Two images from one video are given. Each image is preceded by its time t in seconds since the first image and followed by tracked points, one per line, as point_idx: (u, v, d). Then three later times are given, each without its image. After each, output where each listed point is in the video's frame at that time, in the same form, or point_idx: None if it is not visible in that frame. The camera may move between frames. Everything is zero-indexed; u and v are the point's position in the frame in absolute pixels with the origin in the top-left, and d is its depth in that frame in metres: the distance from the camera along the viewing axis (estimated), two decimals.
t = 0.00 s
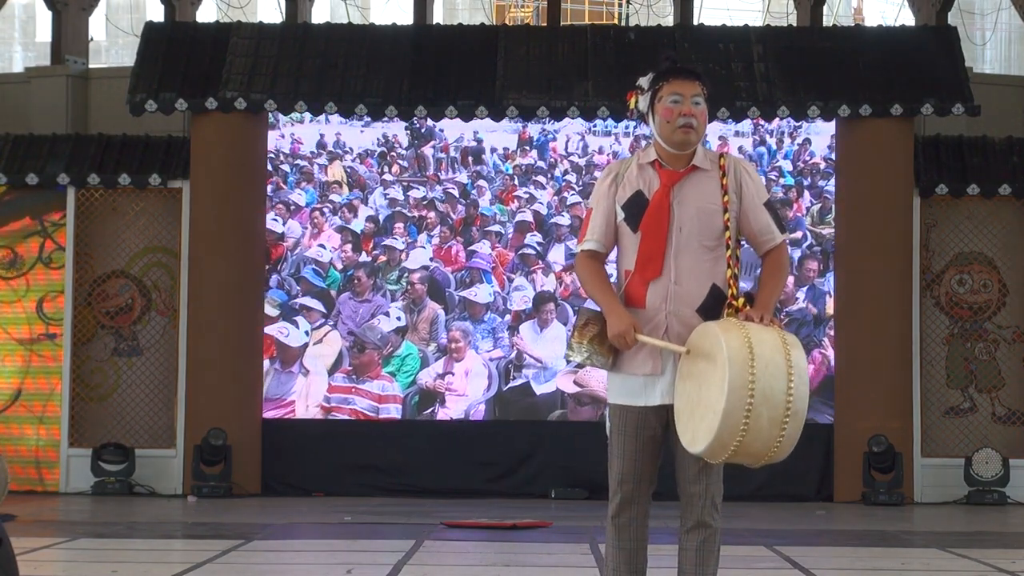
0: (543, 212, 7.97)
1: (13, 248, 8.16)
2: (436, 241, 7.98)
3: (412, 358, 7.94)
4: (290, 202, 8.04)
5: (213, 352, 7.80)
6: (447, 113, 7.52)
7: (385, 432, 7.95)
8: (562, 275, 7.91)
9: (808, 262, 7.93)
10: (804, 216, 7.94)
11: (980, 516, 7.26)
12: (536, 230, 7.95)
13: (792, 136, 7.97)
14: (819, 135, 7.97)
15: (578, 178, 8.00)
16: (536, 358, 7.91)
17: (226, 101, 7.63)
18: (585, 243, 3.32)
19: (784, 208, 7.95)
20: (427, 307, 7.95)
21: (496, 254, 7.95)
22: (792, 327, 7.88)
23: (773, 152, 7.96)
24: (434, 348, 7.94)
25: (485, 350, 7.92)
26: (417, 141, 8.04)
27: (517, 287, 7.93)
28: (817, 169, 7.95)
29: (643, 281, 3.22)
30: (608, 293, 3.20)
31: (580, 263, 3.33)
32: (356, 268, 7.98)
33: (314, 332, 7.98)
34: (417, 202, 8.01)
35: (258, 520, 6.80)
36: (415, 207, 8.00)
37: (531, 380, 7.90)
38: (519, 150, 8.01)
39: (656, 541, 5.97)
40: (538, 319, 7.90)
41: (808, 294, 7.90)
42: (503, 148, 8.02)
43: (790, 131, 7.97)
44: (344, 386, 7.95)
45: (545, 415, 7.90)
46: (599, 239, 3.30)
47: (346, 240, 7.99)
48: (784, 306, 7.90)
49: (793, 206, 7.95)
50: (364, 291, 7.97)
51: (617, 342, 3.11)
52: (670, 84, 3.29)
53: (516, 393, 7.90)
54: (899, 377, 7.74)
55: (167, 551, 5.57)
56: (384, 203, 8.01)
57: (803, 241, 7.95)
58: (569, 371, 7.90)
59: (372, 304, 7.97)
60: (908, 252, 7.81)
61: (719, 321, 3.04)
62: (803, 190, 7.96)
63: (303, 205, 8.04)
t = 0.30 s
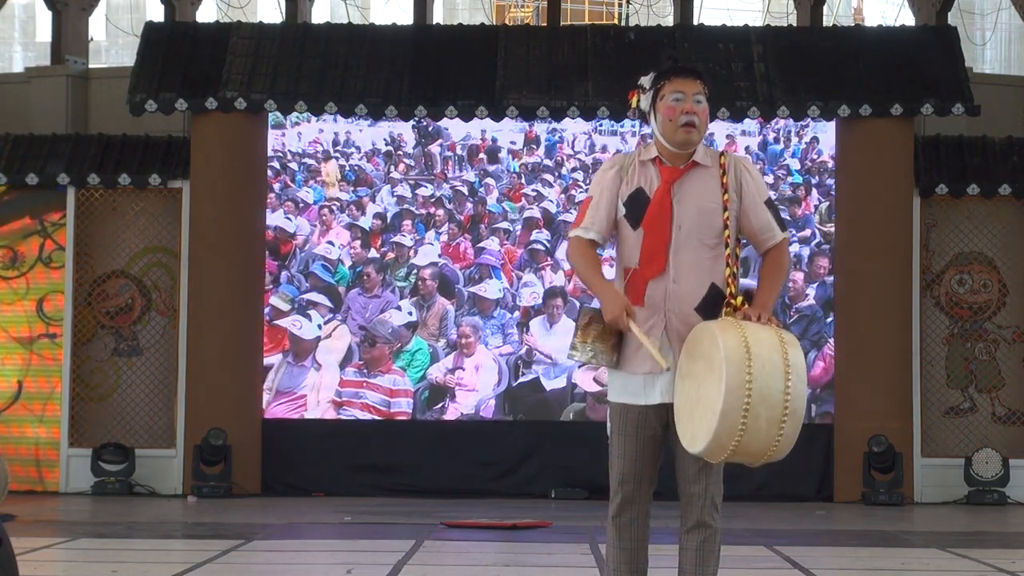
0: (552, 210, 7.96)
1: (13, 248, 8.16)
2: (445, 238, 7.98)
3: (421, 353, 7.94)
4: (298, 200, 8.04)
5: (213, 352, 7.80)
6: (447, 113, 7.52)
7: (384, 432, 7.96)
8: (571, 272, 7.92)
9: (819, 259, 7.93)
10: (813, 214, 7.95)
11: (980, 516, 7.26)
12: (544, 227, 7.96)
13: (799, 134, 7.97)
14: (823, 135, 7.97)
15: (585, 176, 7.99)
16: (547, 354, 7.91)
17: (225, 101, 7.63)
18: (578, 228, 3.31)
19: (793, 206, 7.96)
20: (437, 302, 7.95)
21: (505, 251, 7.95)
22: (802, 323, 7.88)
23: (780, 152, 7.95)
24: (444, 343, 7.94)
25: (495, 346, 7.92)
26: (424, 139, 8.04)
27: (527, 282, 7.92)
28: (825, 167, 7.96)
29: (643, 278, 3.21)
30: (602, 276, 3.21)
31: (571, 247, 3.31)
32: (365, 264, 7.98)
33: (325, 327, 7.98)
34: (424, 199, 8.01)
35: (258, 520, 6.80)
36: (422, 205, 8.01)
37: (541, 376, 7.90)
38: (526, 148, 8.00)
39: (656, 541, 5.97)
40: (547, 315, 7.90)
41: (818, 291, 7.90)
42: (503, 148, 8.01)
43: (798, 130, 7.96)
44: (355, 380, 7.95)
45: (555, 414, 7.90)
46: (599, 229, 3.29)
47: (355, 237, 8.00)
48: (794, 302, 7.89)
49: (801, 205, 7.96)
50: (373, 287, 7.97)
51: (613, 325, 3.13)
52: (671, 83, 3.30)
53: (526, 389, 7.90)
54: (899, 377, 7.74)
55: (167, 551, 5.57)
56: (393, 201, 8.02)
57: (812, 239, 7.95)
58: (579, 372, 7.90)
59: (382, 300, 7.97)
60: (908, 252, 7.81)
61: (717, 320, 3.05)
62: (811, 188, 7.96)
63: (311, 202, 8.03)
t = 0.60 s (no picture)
0: (561, 207, 7.95)
1: (12, 248, 8.15)
2: (453, 236, 7.97)
3: (433, 349, 7.93)
4: (308, 197, 8.03)
5: (214, 352, 7.80)
6: (447, 113, 7.52)
7: (385, 432, 7.96)
8: (581, 269, 7.90)
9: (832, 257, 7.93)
10: (822, 212, 7.95)
11: (980, 516, 7.26)
12: (553, 224, 7.94)
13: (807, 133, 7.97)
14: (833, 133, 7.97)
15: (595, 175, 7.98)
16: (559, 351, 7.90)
17: (226, 101, 7.63)
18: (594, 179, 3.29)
19: (802, 203, 7.96)
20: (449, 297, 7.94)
21: (515, 248, 7.94)
22: (814, 321, 7.90)
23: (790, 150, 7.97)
24: (455, 339, 7.93)
25: (507, 342, 7.91)
26: (432, 138, 8.05)
27: (538, 277, 7.91)
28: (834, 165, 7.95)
29: (645, 278, 3.23)
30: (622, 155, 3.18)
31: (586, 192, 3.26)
32: (376, 261, 7.97)
33: (337, 322, 7.96)
34: (434, 196, 8.00)
35: (258, 520, 6.80)
36: (432, 202, 8.00)
37: (551, 373, 7.89)
38: (533, 147, 8.00)
39: (657, 541, 5.97)
40: (558, 311, 7.89)
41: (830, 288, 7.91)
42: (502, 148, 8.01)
43: (806, 129, 7.97)
44: (368, 375, 7.95)
45: (567, 412, 7.89)
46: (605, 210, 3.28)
47: (365, 234, 7.98)
48: (806, 299, 7.90)
49: (810, 203, 7.96)
50: (384, 283, 7.96)
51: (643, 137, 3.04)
52: (671, 78, 3.24)
53: (538, 385, 7.89)
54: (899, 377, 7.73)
55: (166, 551, 5.57)
56: (402, 198, 8.01)
57: (822, 237, 7.95)
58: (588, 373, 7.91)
59: (392, 296, 7.96)
60: (908, 252, 7.81)
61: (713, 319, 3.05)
62: (821, 186, 7.96)
63: (321, 201, 8.02)
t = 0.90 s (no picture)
0: (570, 206, 7.95)
1: (12, 248, 8.15)
2: (464, 233, 7.97)
3: (446, 345, 7.93)
4: (318, 195, 8.03)
5: (214, 352, 7.80)
6: (447, 113, 7.52)
7: (385, 432, 7.96)
8: (591, 267, 7.91)
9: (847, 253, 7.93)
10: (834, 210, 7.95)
11: (979, 516, 7.26)
12: (563, 221, 7.94)
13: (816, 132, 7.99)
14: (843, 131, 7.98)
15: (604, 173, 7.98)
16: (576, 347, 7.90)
17: (226, 101, 7.63)
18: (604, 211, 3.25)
19: (813, 202, 7.96)
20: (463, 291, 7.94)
21: (526, 245, 7.94)
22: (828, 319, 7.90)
23: (800, 148, 7.98)
24: (467, 336, 7.92)
25: (519, 338, 7.91)
26: (442, 136, 8.04)
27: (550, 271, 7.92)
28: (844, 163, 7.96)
29: (650, 281, 3.22)
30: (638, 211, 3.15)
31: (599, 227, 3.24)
32: (386, 258, 7.97)
33: (350, 318, 7.97)
34: (444, 195, 7.99)
35: (258, 520, 6.80)
36: (442, 200, 7.99)
37: (564, 369, 7.88)
38: (542, 146, 8.00)
39: (656, 541, 5.97)
40: (569, 309, 7.90)
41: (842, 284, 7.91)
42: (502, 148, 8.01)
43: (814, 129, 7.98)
44: (382, 370, 7.95)
45: (579, 408, 7.89)
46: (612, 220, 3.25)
47: (375, 231, 7.99)
48: (819, 296, 7.91)
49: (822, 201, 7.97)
50: (395, 280, 7.96)
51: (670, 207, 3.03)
52: (677, 77, 3.26)
53: (551, 381, 7.89)
54: (900, 377, 7.73)
55: (166, 551, 5.57)
56: (411, 196, 8.00)
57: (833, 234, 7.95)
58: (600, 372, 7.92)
59: (405, 292, 7.96)
60: (909, 253, 7.81)
61: (713, 324, 3.04)
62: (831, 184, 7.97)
63: (330, 199, 8.02)
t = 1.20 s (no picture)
0: (581, 203, 7.96)
1: (12, 248, 8.16)
2: (474, 231, 7.97)
3: (459, 342, 7.93)
4: (329, 194, 8.04)
5: (214, 352, 7.80)
6: (447, 113, 7.52)
7: (385, 433, 7.96)
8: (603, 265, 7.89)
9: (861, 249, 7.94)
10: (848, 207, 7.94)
11: (979, 516, 7.26)
12: (574, 219, 7.94)
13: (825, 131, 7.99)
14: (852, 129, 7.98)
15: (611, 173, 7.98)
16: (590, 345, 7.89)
17: (226, 101, 7.63)
18: (586, 241, 3.29)
19: (824, 200, 7.96)
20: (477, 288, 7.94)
21: (537, 243, 7.94)
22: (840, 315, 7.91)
23: (810, 147, 7.98)
24: (480, 332, 7.93)
25: (532, 335, 7.91)
26: (450, 135, 8.04)
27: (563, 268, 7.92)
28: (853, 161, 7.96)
29: (653, 284, 3.23)
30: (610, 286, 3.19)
31: (578, 259, 3.30)
32: (399, 255, 7.99)
33: (364, 314, 7.97)
34: (455, 194, 7.99)
35: (258, 520, 6.80)
36: (452, 198, 7.99)
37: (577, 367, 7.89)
38: (551, 146, 8.00)
39: (656, 541, 5.97)
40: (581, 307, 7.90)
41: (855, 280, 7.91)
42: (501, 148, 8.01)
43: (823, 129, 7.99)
44: (396, 366, 7.95)
45: (584, 408, 7.90)
46: (603, 238, 3.27)
47: (387, 229, 8.00)
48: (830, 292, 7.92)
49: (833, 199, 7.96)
50: (408, 277, 7.97)
51: (623, 340, 3.09)
52: (685, 81, 3.27)
53: (566, 378, 7.90)
54: (899, 377, 7.73)
55: (166, 551, 5.57)
56: (421, 195, 8.00)
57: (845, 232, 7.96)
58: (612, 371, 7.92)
59: (417, 289, 7.96)
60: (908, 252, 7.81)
61: (724, 331, 3.03)
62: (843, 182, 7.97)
63: (341, 197, 8.03)
